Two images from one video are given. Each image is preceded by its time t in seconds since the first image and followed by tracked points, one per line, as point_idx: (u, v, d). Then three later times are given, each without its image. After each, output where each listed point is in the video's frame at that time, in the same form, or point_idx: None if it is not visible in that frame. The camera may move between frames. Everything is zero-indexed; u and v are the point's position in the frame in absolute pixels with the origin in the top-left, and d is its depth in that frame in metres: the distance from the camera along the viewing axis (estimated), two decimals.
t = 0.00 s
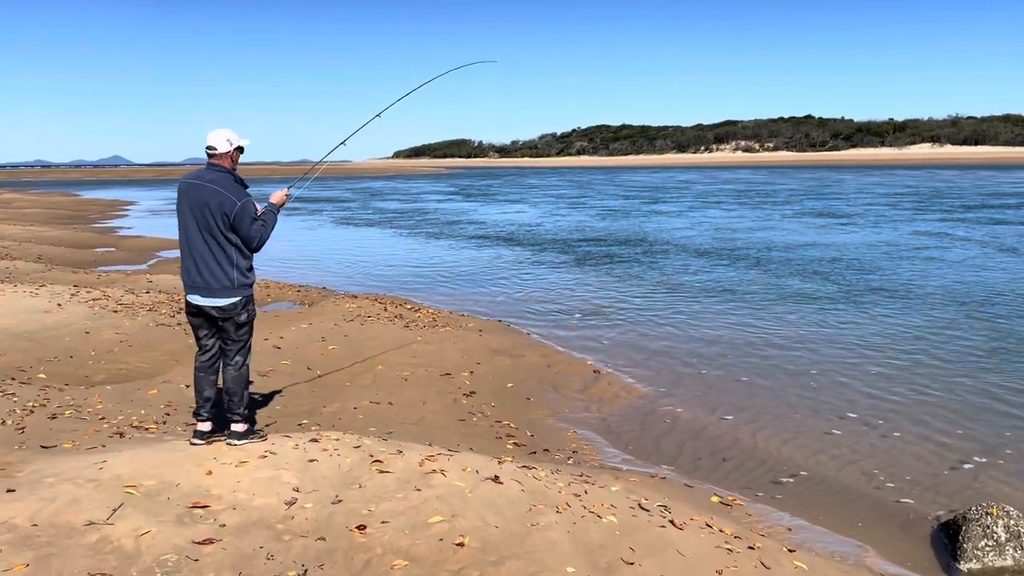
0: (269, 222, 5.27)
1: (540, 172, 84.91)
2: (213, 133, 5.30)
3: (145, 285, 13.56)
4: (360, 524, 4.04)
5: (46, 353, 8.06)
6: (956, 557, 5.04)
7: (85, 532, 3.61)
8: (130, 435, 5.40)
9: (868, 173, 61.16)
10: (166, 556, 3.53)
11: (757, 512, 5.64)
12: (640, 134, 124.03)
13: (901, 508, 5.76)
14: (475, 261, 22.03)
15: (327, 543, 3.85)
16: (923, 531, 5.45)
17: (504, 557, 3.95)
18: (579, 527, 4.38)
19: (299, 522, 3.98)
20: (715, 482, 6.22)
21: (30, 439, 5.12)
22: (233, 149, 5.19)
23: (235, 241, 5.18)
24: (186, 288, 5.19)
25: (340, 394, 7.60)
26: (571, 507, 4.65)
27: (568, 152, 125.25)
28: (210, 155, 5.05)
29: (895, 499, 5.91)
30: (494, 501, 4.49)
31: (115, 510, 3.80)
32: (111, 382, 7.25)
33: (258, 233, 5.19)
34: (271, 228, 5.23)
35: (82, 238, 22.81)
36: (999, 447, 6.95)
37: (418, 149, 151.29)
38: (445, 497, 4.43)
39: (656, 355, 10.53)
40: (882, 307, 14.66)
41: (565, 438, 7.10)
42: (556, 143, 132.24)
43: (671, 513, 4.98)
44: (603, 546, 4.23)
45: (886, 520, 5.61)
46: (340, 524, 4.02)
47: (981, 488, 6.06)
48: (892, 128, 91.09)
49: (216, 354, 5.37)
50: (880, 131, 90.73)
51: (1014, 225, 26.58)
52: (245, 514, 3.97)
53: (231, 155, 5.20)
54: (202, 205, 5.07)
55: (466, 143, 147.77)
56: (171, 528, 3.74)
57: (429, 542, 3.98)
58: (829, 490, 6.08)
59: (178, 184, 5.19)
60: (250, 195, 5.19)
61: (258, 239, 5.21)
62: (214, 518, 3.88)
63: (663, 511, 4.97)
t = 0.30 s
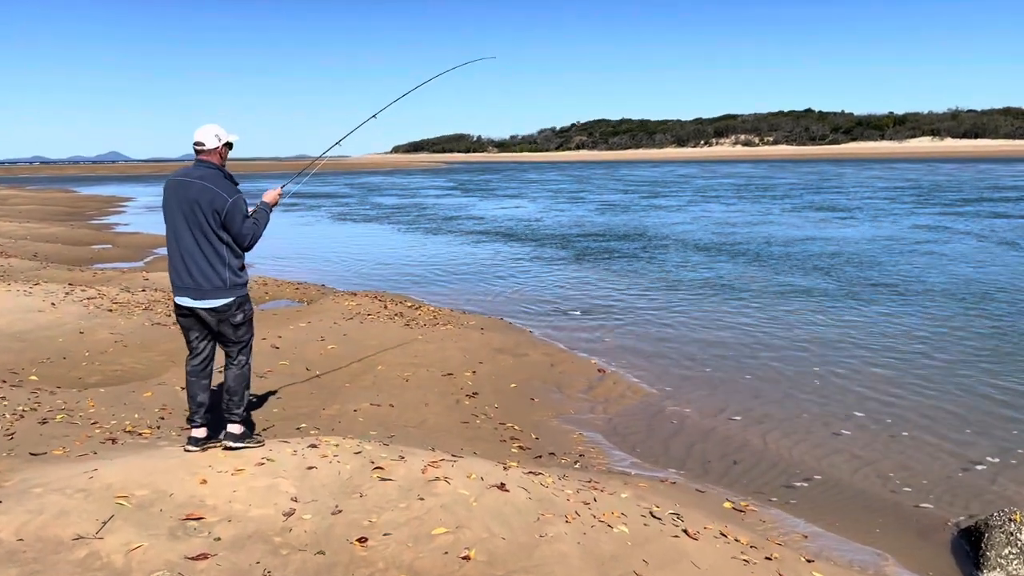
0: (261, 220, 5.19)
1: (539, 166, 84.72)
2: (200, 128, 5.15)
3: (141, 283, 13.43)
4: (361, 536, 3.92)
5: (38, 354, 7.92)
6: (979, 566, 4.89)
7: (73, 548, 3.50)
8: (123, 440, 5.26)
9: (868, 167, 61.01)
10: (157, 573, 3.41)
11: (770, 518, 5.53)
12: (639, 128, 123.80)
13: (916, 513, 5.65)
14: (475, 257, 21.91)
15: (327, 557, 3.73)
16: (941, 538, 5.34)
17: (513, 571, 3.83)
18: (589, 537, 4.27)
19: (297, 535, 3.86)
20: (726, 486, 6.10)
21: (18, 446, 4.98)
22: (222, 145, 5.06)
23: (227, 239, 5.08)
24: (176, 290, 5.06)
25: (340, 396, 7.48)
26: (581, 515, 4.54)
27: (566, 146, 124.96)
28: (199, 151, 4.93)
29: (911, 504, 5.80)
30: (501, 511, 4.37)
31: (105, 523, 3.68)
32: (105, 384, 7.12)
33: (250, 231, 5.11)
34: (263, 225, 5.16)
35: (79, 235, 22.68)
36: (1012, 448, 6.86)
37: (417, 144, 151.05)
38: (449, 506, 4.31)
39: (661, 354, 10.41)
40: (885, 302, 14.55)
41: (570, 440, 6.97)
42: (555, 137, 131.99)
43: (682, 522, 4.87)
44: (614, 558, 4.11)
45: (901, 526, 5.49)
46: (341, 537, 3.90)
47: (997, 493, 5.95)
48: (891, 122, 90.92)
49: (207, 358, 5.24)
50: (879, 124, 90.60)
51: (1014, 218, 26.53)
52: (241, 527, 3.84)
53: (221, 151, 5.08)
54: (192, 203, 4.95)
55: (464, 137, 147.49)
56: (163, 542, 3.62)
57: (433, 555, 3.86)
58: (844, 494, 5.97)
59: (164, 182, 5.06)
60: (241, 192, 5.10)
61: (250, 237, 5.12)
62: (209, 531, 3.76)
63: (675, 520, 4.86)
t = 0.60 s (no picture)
0: (262, 219, 5.18)
1: (539, 162, 84.55)
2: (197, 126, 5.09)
3: (138, 281, 13.32)
4: (362, 547, 3.82)
5: (32, 355, 7.81)
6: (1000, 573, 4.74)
7: (62, 563, 3.40)
8: (117, 446, 5.16)
9: (868, 160, 60.94)
10: None
11: (783, 524, 5.42)
12: (639, 123, 123.58)
13: (930, 518, 5.55)
14: (475, 253, 21.82)
15: (328, 571, 3.63)
16: (959, 545, 5.23)
17: None
18: (599, 547, 4.17)
19: (296, 547, 3.76)
20: (736, 490, 6.00)
21: (9, 453, 4.87)
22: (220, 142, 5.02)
23: (227, 239, 5.06)
24: (176, 291, 5.04)
25: (340, 397, 7.37)
26: (589, 524, 4.44)
27: (566, 141, 124.66)
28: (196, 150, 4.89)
29: (925, 508, 5.70)
30: (507, 519, 4.28)
31: (95, 537, 3.58)
32: (100, 387, 7.02)
33: (252, 230, 5.10)
34: (264, 224, 5.14)
35: (77, 233, 22.55)
36: None
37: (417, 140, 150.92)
38: (453, 514, 4.21)
39: (664, 352, 10.33)
40: (889, 297, 14.47)
41: (576, 442, 6.88)
42: (554, 132, 131.67)
43: (694, 530, 4.78)
44: (624, 569, 4.02)
45: (916, 533, 5.39)
46: (340, 549, 3.80)
47: (1013, 497, 5.85)
48: (891, 116, 90.75)
49: (207, 361, 5.22)
50: (879, 118, 90.45)
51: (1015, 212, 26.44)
52: (237, 539, 3.74)
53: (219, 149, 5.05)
54: (192, 202, 4.92)
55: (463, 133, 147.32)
56: (156, 555, 3.52)
57: (437, 567, 3.76)
58: (857, 498, 5.88)
59: (162, 182, 5.02)
60: (241, 191, 5.07)
61: (250, 237, 5.12)
62: (203, 543, 3.66)
63: (686, 528, 4.76)
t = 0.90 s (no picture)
0: (269, 224, 5.25)
1: (537, 158, 84.36)
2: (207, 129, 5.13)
3: (134, 279, 13.21)
4: (359, 561, 3.70)
5: (23, 357, 7.68)
6: None
7: None
8: (106, 453, 5.04)
9: (868, 155, 60.76)
10: None
11: (794, 531, 5.31)
12: (638, 118, 123.30)
13: (943, 524, 5.45)
14: (473, 249, 21.70)
15: None
16: (975, 552, 5.11)
17: None
18: (606, 559, 4.06)
19: (290, 562, 3.64)
20: (745, 494, 5.90)
21: None
22: (229, 145, 5.06)
23: (234, 244, 5.11)
24: (182, 295, 5.07)
25: (338, 399, 7.25)
26: (595, 533, 4.34)
27: (565, 137, 124.37)
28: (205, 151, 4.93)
29: (938, 514, 5.59)
30: (511, 529, 4.17)
31: (80, 551, 3.46)
32: (92, 389, 6.91)
33: (259, 235, 5.16)
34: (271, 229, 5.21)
35: (73, 230, 22.41)
36: None
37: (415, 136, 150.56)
38: (454, 525, 4.10)
39: (667, 350, 10.22)
40: (893, 292, 14.36)
41: (579, 445, 6.77)
42: (553, 128, 131.38)
43: (702, 539, 4.67)
44: None
45: (929, 539, 5.28)
46: (338, 563, 3.68)
47: None
48: (891, 110, 90.51)
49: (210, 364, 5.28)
50: (879, 112, 90.25)
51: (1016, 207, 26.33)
52: (229, 553, 3.62)
53: (227, 152, 5.08)
54: (200, 207, 4.95)
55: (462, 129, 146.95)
56: (143, 571, 3.40)
57: None
58: (869, 502, 5.77)
59: (167, 185, 5.02)
60: (248, 195, 5.11)
61: (258, 242, 5.17)
62: (193, 557, 3.55)
63: (695, 538, 4.65)
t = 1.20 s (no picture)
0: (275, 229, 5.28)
1: (537, 154, 84.23)
2: (214, 132, 5.12)
3: (130, 279, 13.10)
4: None
5: (16, 360, 7.59)
6: None
7: None
8: (96, 463, 4.94)
9: (868, 150, 60.63)
10: None
11: (806, 543, 5.19)
12: (638, 114, 123.13)
13: (956, 535, 5.35)
14: (473, 247, 21.60)
15: None
16: (992, 565, 5.01)
17: None
18: None
19: None
20: (754, 503, 5.79)
21: None
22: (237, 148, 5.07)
23: (240, 247, 5.15)
24: (188, 298, 5.13)
25: (336, 404, 7.15)
26: (602, 548, 4.24)
27: (566, 133, 124.24)
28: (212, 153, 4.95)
29: (952, 524, 5.49)
30: (514, 544, 4.07)
31: (66, 570, 3.35)
32: (85, 394, 6.81)
33: (265, 240, 5.19)
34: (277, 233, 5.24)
35: (71, 229, 22.29)
36: None
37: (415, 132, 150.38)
38: (455, 540, 4.00)
39: (671, 351, 10.12)
40: (898, 290, 14.27)
41: (582, 451, 6.67)
42: (553, 123, 131.31)
43: (711, 553, 4.57)
44: None
45: (943, 551, 5.17)
46: None
47: None
48: (891, 105, 90.31)
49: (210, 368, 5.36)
50: (879, 108, 90.05)
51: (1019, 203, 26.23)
52: (222, 571, 3.52)
53: (235, 155, 5.10)
54: (208, 211, 4.98)
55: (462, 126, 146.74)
56: None
57: None
58: (882, 511, 5.67)
59: (175, 187, 5.05)
60: (256, 198, 5.14)
61: (264, 246, 5.21)
62: None
63: (704, 551, 4.55)
